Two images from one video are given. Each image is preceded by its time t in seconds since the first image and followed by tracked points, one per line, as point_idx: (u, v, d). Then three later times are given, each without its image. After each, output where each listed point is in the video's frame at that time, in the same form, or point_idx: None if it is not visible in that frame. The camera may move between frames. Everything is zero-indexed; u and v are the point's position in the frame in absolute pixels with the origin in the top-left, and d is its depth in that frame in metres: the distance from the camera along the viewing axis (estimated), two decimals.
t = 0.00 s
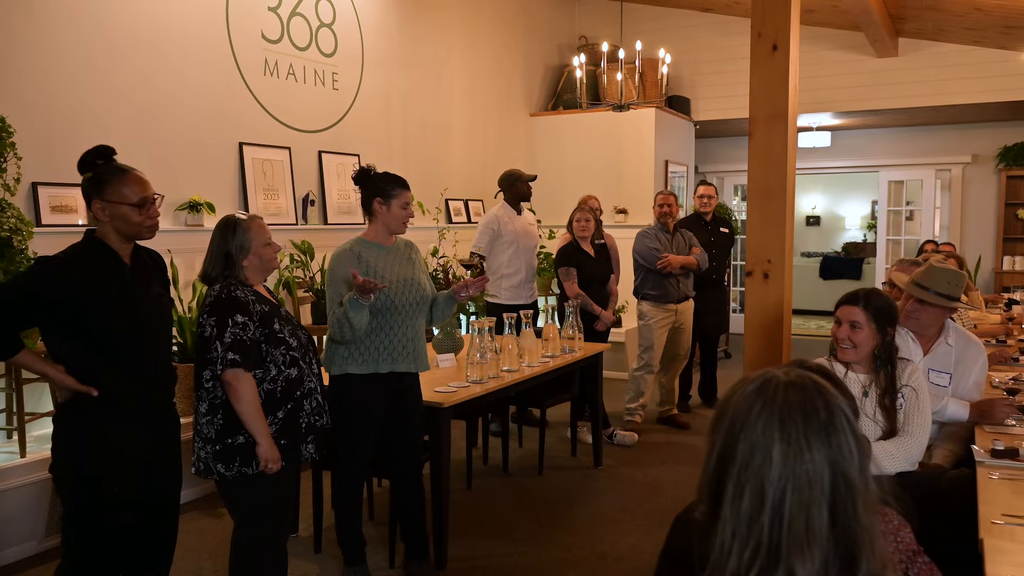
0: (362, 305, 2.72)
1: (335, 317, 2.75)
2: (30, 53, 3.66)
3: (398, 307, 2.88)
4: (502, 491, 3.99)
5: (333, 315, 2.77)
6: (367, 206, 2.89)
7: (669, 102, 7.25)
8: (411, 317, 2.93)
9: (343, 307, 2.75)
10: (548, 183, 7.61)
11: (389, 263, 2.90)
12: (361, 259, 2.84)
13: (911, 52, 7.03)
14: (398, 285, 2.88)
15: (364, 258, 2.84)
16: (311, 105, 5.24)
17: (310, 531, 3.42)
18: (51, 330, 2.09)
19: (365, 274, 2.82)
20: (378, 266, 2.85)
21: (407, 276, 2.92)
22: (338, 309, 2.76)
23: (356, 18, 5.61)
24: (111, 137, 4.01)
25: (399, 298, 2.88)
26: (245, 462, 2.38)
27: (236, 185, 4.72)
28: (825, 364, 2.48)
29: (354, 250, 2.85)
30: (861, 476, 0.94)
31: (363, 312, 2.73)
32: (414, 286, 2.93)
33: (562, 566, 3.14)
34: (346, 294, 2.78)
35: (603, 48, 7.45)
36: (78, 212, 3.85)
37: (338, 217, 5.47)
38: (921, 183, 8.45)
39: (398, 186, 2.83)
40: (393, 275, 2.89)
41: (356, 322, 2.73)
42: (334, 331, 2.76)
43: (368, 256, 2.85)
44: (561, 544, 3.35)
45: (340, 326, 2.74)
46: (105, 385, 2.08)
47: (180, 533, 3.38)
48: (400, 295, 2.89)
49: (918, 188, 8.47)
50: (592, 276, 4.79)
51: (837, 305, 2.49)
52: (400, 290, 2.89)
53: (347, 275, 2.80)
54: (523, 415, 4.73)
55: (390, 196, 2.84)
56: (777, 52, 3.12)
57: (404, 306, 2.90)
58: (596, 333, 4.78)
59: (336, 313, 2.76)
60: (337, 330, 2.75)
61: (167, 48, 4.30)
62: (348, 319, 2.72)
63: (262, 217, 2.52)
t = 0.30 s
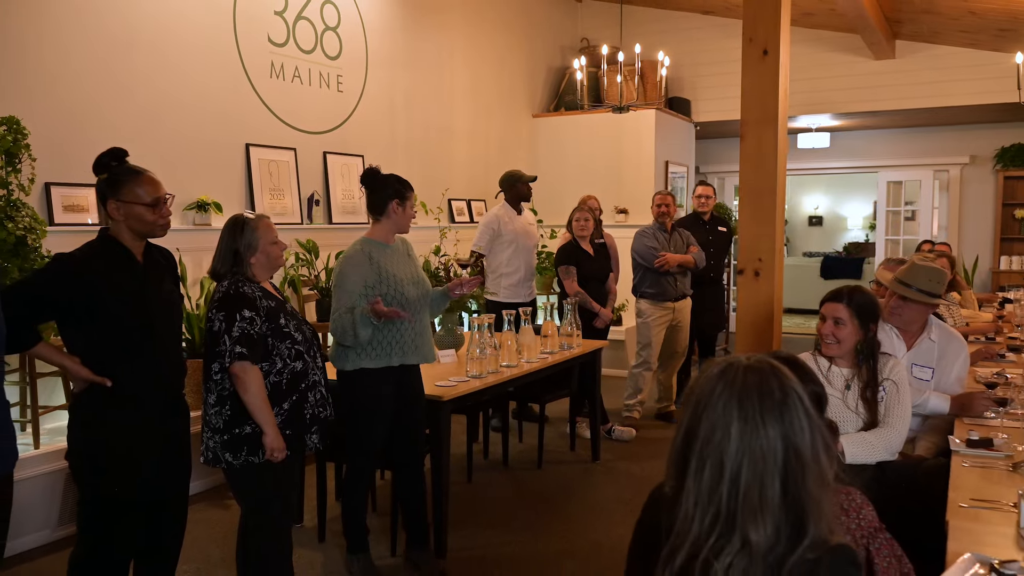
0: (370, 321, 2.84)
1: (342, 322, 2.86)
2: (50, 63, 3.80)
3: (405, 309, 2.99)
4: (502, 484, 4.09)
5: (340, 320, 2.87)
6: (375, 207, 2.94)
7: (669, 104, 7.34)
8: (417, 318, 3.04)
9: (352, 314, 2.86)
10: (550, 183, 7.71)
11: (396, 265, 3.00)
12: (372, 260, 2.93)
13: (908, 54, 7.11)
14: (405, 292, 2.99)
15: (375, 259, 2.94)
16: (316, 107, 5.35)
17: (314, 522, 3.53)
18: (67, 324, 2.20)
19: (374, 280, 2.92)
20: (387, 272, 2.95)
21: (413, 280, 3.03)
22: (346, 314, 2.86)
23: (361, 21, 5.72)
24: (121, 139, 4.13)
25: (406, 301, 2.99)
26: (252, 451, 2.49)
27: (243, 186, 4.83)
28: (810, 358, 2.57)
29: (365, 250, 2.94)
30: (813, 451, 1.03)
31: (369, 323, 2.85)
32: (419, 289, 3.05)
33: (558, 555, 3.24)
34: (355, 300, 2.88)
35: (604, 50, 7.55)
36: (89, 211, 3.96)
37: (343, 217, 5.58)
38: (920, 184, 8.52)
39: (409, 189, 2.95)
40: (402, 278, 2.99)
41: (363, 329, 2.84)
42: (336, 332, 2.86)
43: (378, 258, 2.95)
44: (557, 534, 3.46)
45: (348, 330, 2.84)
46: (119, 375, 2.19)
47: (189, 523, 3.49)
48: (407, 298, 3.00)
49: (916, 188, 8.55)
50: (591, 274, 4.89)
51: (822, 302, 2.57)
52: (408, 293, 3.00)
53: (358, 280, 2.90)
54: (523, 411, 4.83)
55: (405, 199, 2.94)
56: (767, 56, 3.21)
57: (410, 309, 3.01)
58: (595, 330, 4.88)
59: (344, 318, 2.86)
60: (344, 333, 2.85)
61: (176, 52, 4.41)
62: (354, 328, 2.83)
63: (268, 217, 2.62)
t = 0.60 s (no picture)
0: (379, 322, 2.95)
1: (348, 323, 2.93)
2: (54, 68, 3.89)
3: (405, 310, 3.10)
4: (497, 480, 4.19)
5: (345, 320, 2.94)
6: (373, 208, 3.01)
7: (664, 106, 7.43)
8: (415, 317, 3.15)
9: (359, 315, 2.95)
10: (547, 184, 7.80)
11: (395, 265, 3.09)
12: (373, 262, 3.01)
13: (900, 56, 7.19)
14: (405, 293, 3.09)
15: (376, 260, 3.02)
16: (315, 110, 5.44)
17: (312, 515, 3.62)
18: (72, 322, 2.28)
19: (376, 280, 3.01)
20: (388, 272, 3.05)
21: (411, 280, 3.14)
22: (353, 315, 2.94)
23: (359, 25, 5.81)
24: (124, 142, 4.22)
25: (406, 301, 3.10)
26: (252, 445, 2.58)
27: (243, 188, 4.93)
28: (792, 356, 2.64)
29: (366, 251, 3.01)
30: (767, 437, 1.11)
31: (377, 324, 2.95)
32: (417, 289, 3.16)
33: (550, 548, 3.34)
34: (360, 301, 2.97)
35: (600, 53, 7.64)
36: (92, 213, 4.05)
37: (342, 218, 5.67)
38: (913, 184, 8.61)
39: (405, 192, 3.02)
40: (402, 279, 3.09)
41: (370, 330, 2.93)
42: (342, 332, 2.94)
43: (379, 259, 3.03)
44: (549, 527, 3.55)
45: (355, 330, 2.93)
46: (122, 371, 2.28)
47: (191, 517, 3.59)
48: (408, 299, 3.11)
49: (910, 189, 8.64)
50: (585, 274, 4.98)
51: (803, 300, 2.63)
52: (408, 294, 3.10)
53: (361, 280, 2.98)
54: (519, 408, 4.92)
55: (400, 201, 3.02)
56: (753, 62, 3.30)
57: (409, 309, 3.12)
58: (589, 329, 4.96)
59: (349, 318, 2.94)
60: (350, 334, 2.93)
61: (177, 56, 4.49)
62: (362, 329, 2.92)
63: (267, 218, 2.71)
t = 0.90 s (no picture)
0: (380, 316, 3.04)
1: (348, 318, 3.01)
2: (56, 72, 3.97)
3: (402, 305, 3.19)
4: (492, 476, 4.26)
5: (345, 316, 3.02)
6: (366, 210, 3.09)
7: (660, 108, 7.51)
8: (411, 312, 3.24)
9: (360, 310, 3.03)
10: (544, 185, 7.88)
11: (389, 263, 3.18)
12: (368, 260, 3.10)
13: (893, 58, 7.27)
14: (401, 289, 3.18)
15: (371, 258, 3.10)
16: (314, 112, 5.52)
17: (309, 510, 3.70)
18: (75, 319, 2.36)
19: (371, 277, 3.09)
20: (382, 269, 3.13)
21: (406, 277, 3.23)
22: (353, 311, 3.02)
23: (357, 28, 5.89)
24: (125, 144, 4.30)
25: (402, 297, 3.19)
26: (250, 438, 2.66)
27: (243, 189, 5.01)
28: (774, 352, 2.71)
29: (361, 250, 3.10)
30: (726, 423, 1.19)
31: (377, 318, 3.04)
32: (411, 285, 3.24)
33: (541, 541, 3.41)
34: (358, 296, 3.06)
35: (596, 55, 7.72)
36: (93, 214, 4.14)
37: (340, 218, 5.75)
38: (907, 185, 8.69)
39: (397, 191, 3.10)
40: (397, 276, 3.18)
41: (370, 325, 3.02)
42: (343, 327, 3.01)
43: (374, 257, 3.11)
44: (541, 521, 3.63)
45: (355, 326, 3.01)
46: (123, 366, 2.36)
47: (190, 511, 3.67)
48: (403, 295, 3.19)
49: (904, 189, 8.71)
50: (579, 274, 5.05)
51: (784, 298, 2.71)
52: (403, 290, 3.19)
53: (357, 278, 3.06)
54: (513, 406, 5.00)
55: (389, 201, 3.09)
56: (740, 66, 3.38)
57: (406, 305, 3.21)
58: (583, 328, 5.04)
59: (349, 314, 3.02)
60: (350, 329, 3.01)
61: (177, 59, 4.58)
62: (363, 323, 3.01)
63: (264, 219, 2.79)
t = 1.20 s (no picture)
0: (371, 308, 3.12)
1: (344, 313, 3.10)
2: (59, 77, 4.08)
3: (395, 303, 3.28)
4: (485, 471, 4.37)
5: (341, 312, 3.11)
6: (359, 211, 3.20)
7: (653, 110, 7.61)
8: (404, 310, 3.33)
9: (354, 304, 3.10)
10: (539, 187, 7.99)
11: (382, 262, 3.28)
12: (362, 259, 3.19)
13: (883, 62, 7.37)
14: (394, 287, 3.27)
15: (364, 258, 3.20)
16: (311, 115, 5.62)
17: (305, 503, 3.80)
18: (78, 318, 2.46)
19: (364, 275, 3.18)
20: (375, 268, 3.22)
21: (398, 275, 3.32)
22: (347, 305, 3.11)
23: (354, 33, 5.99)
24: (126, 147, 4.41)
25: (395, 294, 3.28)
26: (246, 432, 2.76)
27: (241, 191, 5.12)
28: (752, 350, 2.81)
29: (354, 250, 3.19)
30: (679, 412, 1.29)
31: (370, 311, 3.12)
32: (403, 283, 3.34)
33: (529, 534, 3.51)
34: (354, 292, 3.13)
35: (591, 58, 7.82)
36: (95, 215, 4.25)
37: (336, 219, 5.85)
38: (900, 186, 8.78)
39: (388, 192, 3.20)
40: (389, 273, 3.27)
41: (365, 319, 3.10)
42: (341, 323, 3.10)
43: (367, 256, 3.21)
44: (531, 515, 3.73)
45: (350, 321, 3.10)
46: (124, 363, 2.46)
47: (189, 505, 3.77)
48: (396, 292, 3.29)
49: (897, 190, 8.81)
50: (571, 274, 5.15)
51: (760, 297, 2.81)
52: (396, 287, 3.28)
53: (351, 276, 3.15)
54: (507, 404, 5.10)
55: (379, 202, 3.19)
56: (723, 72, 3.47)
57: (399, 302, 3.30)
58: (574, 327, 5.14)
59: (344, 309, 3.11)
60: (346, 324, 3.09)
61: (176, 64, 4.68)
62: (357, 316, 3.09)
63: (259, 221, 2.90)
